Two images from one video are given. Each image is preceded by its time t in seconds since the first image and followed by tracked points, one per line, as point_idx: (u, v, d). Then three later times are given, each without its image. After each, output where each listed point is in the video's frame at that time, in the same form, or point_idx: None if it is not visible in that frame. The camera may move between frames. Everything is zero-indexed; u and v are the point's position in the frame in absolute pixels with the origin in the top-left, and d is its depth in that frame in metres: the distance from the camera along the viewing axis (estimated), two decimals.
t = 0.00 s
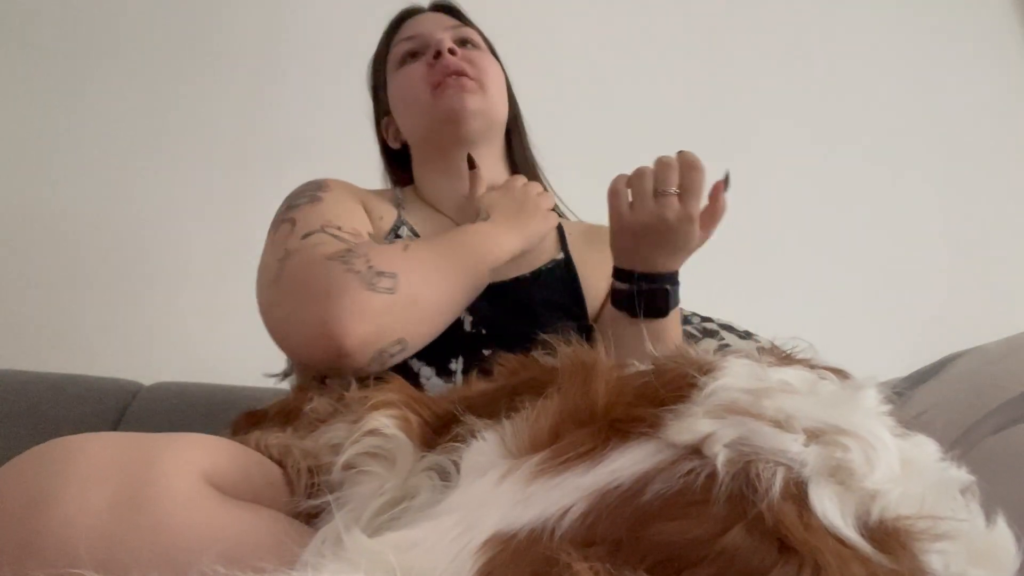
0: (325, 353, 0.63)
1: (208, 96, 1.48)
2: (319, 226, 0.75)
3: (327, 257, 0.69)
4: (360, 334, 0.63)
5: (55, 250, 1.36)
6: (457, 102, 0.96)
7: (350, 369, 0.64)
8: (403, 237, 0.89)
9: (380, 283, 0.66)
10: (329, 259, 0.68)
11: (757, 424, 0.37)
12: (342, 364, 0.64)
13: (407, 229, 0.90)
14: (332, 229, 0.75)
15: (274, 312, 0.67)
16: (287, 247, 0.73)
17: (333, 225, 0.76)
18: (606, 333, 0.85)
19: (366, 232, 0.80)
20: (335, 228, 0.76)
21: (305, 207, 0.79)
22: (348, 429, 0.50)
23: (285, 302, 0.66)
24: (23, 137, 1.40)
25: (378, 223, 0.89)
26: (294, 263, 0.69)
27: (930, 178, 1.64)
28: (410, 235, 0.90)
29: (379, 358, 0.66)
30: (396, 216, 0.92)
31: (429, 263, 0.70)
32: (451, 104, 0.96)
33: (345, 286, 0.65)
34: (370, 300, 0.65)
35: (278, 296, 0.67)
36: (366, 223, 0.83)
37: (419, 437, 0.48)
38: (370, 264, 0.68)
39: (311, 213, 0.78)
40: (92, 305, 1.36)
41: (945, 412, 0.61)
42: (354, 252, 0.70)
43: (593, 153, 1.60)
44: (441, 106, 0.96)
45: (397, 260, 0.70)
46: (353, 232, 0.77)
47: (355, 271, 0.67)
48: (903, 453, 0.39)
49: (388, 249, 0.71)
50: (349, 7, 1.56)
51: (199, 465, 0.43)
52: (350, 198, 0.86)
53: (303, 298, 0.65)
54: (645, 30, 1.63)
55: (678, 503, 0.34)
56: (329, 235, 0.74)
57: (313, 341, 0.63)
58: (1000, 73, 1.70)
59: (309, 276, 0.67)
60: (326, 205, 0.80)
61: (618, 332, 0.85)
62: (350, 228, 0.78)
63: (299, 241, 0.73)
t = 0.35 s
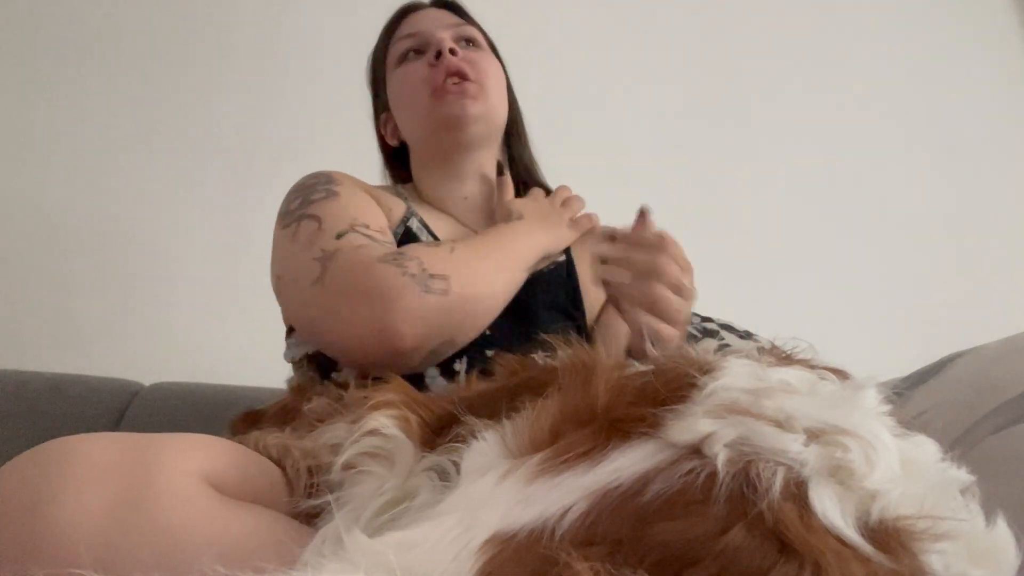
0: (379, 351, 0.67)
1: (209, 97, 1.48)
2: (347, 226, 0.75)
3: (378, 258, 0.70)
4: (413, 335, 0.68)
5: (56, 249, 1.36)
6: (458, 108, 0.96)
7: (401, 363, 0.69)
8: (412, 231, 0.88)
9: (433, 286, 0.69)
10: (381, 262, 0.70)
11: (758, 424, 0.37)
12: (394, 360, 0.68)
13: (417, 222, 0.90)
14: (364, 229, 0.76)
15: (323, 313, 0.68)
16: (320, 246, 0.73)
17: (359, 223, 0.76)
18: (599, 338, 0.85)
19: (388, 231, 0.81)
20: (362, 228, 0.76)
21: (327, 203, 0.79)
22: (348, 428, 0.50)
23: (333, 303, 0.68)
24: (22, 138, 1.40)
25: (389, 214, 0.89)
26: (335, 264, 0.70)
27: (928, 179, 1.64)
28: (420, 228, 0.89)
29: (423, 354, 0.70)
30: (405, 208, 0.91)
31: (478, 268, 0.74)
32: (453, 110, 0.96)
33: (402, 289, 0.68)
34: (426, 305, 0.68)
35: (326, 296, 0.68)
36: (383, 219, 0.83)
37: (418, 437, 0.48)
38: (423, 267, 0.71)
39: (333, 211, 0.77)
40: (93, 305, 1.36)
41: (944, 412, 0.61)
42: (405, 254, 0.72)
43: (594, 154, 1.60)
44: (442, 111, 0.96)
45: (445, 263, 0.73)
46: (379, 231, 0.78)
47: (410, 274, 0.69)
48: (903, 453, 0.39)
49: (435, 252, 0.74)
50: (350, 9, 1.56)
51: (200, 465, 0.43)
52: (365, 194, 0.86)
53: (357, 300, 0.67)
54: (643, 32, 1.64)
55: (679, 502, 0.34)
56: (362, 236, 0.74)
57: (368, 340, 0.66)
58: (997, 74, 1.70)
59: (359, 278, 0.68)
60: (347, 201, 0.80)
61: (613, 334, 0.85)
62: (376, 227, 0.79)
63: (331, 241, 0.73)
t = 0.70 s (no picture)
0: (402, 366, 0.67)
1: (209, 96, 1.48)
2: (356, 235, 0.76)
3: (397, 272, 0.70)
4: (433, 346, 0.67)
5: (57, 249, 1.36)
6: (466, 106, 0.95)
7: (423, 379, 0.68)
8: (415, 231, 0.88)
9: (453, 301, 0.69)
10: (400, 275, 0.70)
11: (758, 424, 0.37)
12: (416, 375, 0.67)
13: (420, 222, 0.89)
14: (376, 237, 0.76)
15: (343, 326, 0.68)
16: (333, 257, 0.73)
17: (367, 230, 0.76)
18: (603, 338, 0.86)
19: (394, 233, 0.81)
20: (370, 234, 0.76)
21: (333, 210, 0.79)
22: (348, 428, 0.50)
23: (354, 316, 0.68)
24: (23, 138, 1.40)
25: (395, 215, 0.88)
26: (352, 277, 0.70)
27: (928, 179, 1.64)
28: (421, 228, 0.89)
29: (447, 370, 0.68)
30: (409, 208, 0.91)
31: (501, 282, 0.73)
32: (460, 108, 0.96)
33: (422, 301, 0.68)
34: (447, 316, 0.68)
35: (345, 309, 0.69)
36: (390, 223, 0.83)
37: (418, 437, 0.48)
38: (445, 281, 0.71)
39: (340, 218, 0.78)
40: (93, 305, 1.36)
41: (945, 412, 0.61)
42: (426, 271, 0.72)
43: (594, 154, 1.60)
44: (449, 110, 0.96)
45: (469, 277, 0.72)
46: (389, 236, 0.78)
47: (430, 287, 0.69)
48: (903, 453, 0.39)
49: (463, 268, 0.74)
50: (350, 9, 1.57)
51: (200, 465, 0.43)
52: (368, 195, 0.86)
53: (376, 313, 0.68)
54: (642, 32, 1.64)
55: (679, 502, 0.34)
56: (373, 244, 0.75)
57: (390, 351, 0.67)
58: (996, 73, 1.69)
59: (377, 291, 0.68)
60: (351, 206, 0.80)
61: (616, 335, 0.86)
62: (387, 231, 0.79)
63: (342, 252, 0.73)
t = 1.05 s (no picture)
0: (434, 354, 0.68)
1: (209, 96, 1.48)
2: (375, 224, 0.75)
3: (422, 261, 0.71)
4: (465, 335, 0.68)
5: (57, 248, 1.36)
6: (469, 101, 0.96)
7: (455, 365, 0.69)
8: (427, 225, 0.88)
9: (481, 286, 0.71)
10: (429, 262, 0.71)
11: (759, 423, 0.37)
12: (449, 363, 0.68)
13: (432, 216, 0.89)
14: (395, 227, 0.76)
15: (374, 314, 0.68)
16: (356, 246, 0.73)
17: (387, 220, 0.76)
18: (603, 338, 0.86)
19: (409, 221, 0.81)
20: (391, 224, 0.76)
21: (350, 200, 0.78)
22: (348, 428, 0.50)
23: (383, 305, 0.68)
24: (23, 138, 1.40)
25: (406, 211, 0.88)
26: (379, 266, 0.70)
27: (927, 180, 1.64)
28: (434, 223, 0.89)
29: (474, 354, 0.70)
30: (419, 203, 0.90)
31: (514, 269, 0.76)
32: (463, 103, 0.96)
33: (452, 289, 0.68)
34: (476, 303, 0.69)
35: (374, 299, 0.69)
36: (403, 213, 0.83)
37: (419, 437, 0.48)
38: (469, 267, 0.72)
39: (356, 208, 0.77)
40: (92, 304, 1.35)
41: (944, 413, 0.61)
42: (451, 256, 0.73)
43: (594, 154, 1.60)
44: (453, 106, 0.96)
45: (488, 262, 0.74)
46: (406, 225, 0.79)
47: (458, 274, 0.70)
48: (904, 453, 0.39)
49: (475, 252, 0.75)
50: (349, 9, 1.57)
51: (200, 464, 0.43)
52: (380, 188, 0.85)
53: (406, 301, 0.68)
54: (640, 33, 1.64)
55: (680, 502, 0.34)
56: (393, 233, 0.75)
57: (422, 338, 0.67)
58: (995, 73, 1.69)
59: (406, 279, 0.69)
60: (369, 197, 0.79)
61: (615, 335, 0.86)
62: (404, 221, 0.79)
63: (363, 242, 0.73)
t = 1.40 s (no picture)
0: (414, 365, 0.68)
1: (208, 97, 1.48)
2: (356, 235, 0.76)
3: (397, 271, 0.70)
4: (445, 346, 0.68)
5: (58, 249, 1.36)
6: (464, 110, 0.96)
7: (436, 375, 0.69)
8: (417, 230, 0.88)
9: (456, 294, 0.70)
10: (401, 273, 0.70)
11: (759, 424, 0.37)
12: (428, 373, 0.68)
13: (422, 221, 0.89)
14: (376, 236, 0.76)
15: (354, 328, 0.69)
16: (337, 258, 0.73)
17: (369, 228, 0.76)
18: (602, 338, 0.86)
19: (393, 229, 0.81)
20: (372, 232, 0.76)
21: (334, 210, 0.78)
22: (348, 429, 0.50)
23: (363, 317, 0.68)
24: (23, 139, 1.40)
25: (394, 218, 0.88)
26: (355, 279, 0.70)
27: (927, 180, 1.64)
28: (425, 228, 0.89)
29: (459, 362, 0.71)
30: (410, 208, 0.91)
31: (487, 272, 0.74)
32: (457, 112, 0.96)
33: (426, 299, 0.68)
34: (451, 311, 0.68)
35: (353, 312, 0.69)
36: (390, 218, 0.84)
37: (419, 438, 0.48)
38: (443, 275, 0.71)
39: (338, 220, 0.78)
40: (92, 305, 1.35)
41: (944, 412, 0.61)
42: (425, 264, 0.72)
43: (593, 154, 1.60)
44: (447, 114, 0.96)
45: (459, 267, 0.73)
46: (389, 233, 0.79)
47: (431, 284, 0.69)
48: (904, 453, 0.39)
49: (449, 257, 0.74)
50: (347, 9, 1.56)
51: (200, 464, 0.43)
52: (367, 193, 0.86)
53: (382, 314, 0.68)
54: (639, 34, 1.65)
55: (680, 502, 0.34)
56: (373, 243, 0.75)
57: (402, 350, 0.67)
58: (994, 73, 1.69)
59: (380, 292, 0.68)
60: (353, 205, 0.80)
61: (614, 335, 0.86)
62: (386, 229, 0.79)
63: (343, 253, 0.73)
